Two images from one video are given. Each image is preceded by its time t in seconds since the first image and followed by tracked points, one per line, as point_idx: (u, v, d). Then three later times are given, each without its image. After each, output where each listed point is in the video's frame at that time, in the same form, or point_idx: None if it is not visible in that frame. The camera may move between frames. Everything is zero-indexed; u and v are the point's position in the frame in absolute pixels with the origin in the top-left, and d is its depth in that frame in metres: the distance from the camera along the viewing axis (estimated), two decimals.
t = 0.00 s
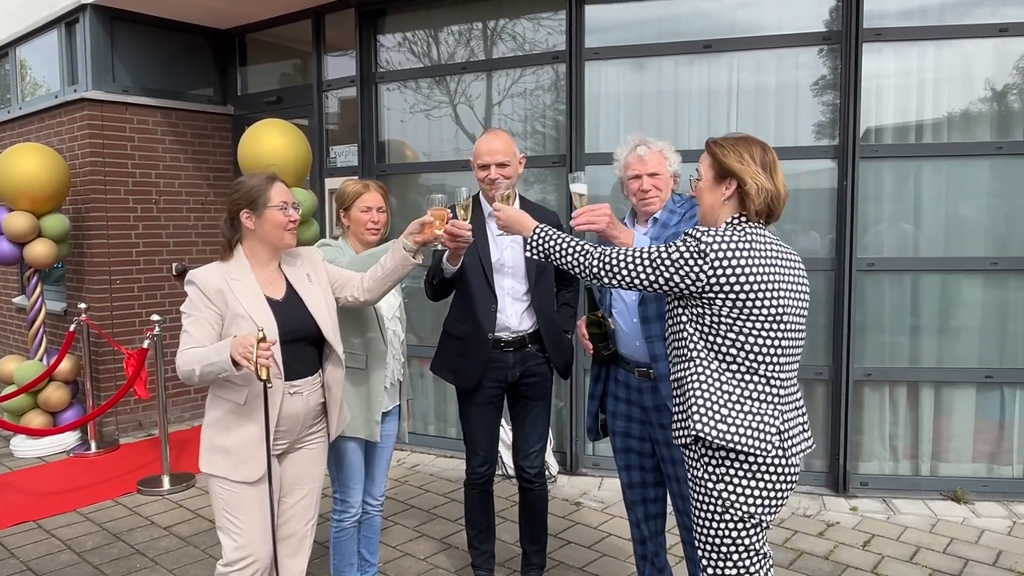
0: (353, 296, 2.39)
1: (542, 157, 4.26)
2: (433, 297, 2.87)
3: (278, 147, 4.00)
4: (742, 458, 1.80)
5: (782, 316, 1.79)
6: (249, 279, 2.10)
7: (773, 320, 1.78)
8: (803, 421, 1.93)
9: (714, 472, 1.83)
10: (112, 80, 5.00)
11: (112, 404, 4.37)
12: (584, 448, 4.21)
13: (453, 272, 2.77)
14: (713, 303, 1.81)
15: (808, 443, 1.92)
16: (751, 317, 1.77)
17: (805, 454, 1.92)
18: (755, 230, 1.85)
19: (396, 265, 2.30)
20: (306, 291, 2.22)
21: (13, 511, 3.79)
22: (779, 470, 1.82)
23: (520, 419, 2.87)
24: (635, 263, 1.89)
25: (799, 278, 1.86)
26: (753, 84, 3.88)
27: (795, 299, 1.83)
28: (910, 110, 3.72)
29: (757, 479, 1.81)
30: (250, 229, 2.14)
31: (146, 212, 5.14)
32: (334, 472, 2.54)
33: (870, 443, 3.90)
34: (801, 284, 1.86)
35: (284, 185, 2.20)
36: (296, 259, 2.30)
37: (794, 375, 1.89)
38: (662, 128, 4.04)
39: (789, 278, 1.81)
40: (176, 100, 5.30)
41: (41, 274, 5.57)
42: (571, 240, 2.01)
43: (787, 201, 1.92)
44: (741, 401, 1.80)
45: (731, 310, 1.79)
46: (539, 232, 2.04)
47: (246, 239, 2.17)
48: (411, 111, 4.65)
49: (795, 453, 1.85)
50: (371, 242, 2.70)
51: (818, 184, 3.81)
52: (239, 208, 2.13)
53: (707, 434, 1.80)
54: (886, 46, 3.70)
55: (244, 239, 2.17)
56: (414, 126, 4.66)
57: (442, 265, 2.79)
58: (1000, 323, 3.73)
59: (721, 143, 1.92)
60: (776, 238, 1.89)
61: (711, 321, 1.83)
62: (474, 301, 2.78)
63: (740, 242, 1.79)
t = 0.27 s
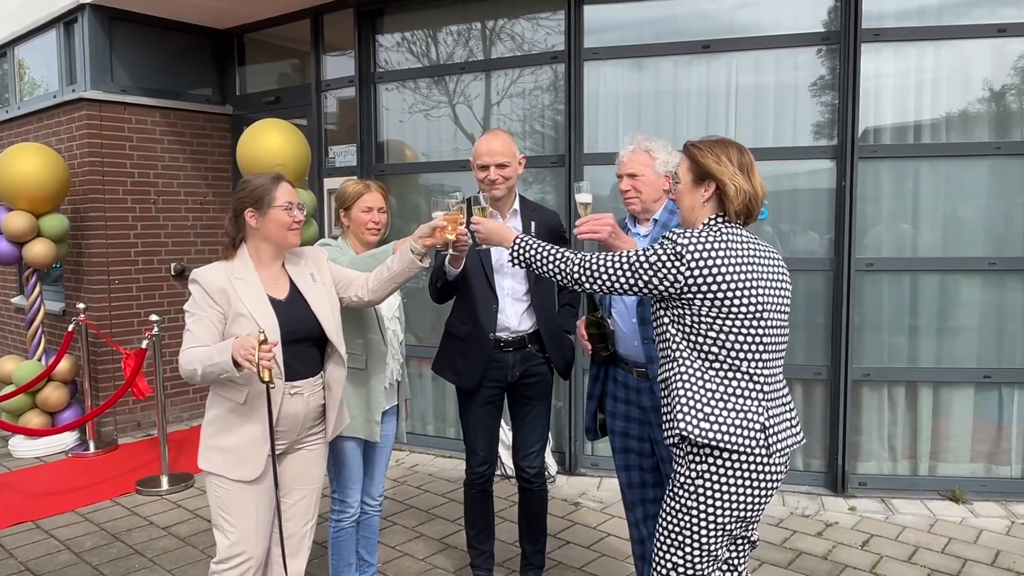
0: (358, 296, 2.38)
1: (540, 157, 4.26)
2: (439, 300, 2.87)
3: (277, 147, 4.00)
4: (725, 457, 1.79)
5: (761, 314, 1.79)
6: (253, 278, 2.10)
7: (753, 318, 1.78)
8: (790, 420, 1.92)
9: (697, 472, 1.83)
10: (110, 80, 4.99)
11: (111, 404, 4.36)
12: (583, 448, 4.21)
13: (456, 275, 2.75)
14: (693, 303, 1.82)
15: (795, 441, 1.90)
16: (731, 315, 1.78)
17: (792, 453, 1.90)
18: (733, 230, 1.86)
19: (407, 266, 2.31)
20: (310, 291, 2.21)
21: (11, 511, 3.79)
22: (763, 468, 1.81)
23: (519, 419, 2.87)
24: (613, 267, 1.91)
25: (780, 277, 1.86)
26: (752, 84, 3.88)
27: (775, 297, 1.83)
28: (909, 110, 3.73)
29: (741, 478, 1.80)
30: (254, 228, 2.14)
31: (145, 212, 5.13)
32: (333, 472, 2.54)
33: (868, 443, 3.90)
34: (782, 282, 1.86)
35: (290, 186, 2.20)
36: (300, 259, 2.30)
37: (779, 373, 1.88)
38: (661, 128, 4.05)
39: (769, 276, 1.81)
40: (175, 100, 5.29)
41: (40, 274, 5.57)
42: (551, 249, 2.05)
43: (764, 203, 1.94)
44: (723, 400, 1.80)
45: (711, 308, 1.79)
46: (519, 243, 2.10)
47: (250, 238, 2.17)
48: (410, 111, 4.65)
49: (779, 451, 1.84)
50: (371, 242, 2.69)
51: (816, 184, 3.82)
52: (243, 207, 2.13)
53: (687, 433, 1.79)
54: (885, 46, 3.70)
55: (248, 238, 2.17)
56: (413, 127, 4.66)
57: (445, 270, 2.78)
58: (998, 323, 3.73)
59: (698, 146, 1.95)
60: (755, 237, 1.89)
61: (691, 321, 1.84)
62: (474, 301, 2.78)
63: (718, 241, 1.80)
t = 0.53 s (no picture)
0: (358, 297, 2.38)
1: (539, 157, 4.26)
2: (443, 298, 2.86)
3: (277, 147, 3.99)
4: (690, 463, 1.83)
5: (735, 322, 1.81)
6: (254, 278, 2.10)
7: (725, 325, 1.80)
8: (760, 426, 1.95)
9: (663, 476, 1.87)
10: (109, 80, 4.99)
11: (109, 404, 4.35)
12: (582, 448, 4.21)
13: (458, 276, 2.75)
14: (668, 308, 1.84)
15: (764, 448, 1.93)
16: (704, 322, 1.80)
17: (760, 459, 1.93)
18: (712, 234, 1.87)
19: (407, 268, 2.30)
20: (311, 293, 2.21)
21: (9, 511, 3.78)
22: (728, 474, 1.85)
23: (519, 419, 2.87)
24: (591, 271, 1.93)
25: (757, 283, 1.87)
26: (750, 84, 3.88)
27: (751, 304, 1.84)
28: (908, 110, 3.73)
29: (705, 483, 1.84)
30: (256, 228, 2.14)
31: (143, 212, 5.13)
32: (332, 472, 2.54)
33: (867, 443, 3.90)
34: (759, 289, 1.88)
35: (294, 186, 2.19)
36: (301, 260, 2.30)
37: (751, 379, 1.90)
38: (660, 128, 4.05)
39: (746, 283, 1.82)
40: (173, 100, 5.29)
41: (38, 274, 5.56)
42: (531, 252, 2.08)
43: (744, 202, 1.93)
44: (692, 406, 1.83)
45: (685, 314, 1.81)
46: (501, 245, 2.12)
47: (251, 237, 2.17)
48: (408, 111, 4.65)
49: (746, 458, 1.87)
50: (371, 242, 2.69)
51: (814, 184, 3.82)
52: (246, 206, 2.12)
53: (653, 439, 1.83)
54: (884, 46, 3.70)
55: (250, 237, 2.17)
56: (412, 127, 4.66)
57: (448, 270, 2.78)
58: (996, 323, 3.74)
59: (675, 147, 1.95)
60: (732, 239, 1.90)
61: (665, 327, 1.86)
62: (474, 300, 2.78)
63: (695, 247, 1.82)
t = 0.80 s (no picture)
0: (357, 296, 2.37)
1: (538, 157, 4.26)
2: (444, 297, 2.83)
3: (275, 147, 3.98)
4: (662, 463, 1.86)
5: (717, 324, 1.82)
6: (253, 277, 2.10)
7: (706, 328, 1.81)
8: (736, 429, 1.97)
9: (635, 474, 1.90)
10: (107, 79, 4.98)
11: (107, 404, 4.34)
12: (580, 448, 4.21)
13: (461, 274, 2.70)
14: (650, 309, 1.85)
15: (738, 450, 1.96)
16: (685, 323, 1.81)
17: (734, 460, 1.96)
18: (699, 234, 1.87)
19: (406, 266, 2.30)
20: (310, 292, 2.21)
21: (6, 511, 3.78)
22: (702, 476, 1.87)
23: (518, 419, 2.87)
24: (577, 268, 1.93)
25: (741, 286, 1.88)
26: (749, 84, 3.89)
27: (733, 308, 1.86)
28: (906, 110, 3.73)
29: (678, 484, 1.87)
30: (254, 227, 2.13)
31: (141, 211, 5.12)
32: (331, 472, 2.53)
33: (865, 443, 3.90)
34: (742, 292, 1.89)
35: (294, 186, 2.19)
36: (300, 259, 2.29)
37: (728, 382, 1.92)
38: (658, 128, 4.05)
39: (729, 286, 1.83)
40: (172, 100, 5.28)
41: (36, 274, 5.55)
42: (522, 243, 2.09)
43: (732, 201, 1.93)
44: (668, 407, 1.85)
45: (667, 315, 1.82)
46: (498, 234, 2.13)
47: (250, 236, 2.17)
48: (407, 111, 4.65)
49: (719, 460, 1.90)
50: (370, 242, 2.69)
51: (813, 184, 3.82)
52: (245, 205, 2.12)
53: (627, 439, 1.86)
54: (882, 46, 3.70)
55: (248, 236, 2.17)
56: (410, 126, 4.65)
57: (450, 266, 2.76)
58: (994, 322, 3.74)
59: (663, 146, 1.95)
60: (720, 239, 1.90)
61: (646, 327, 1.88)
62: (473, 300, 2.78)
63: (680, 248, 1.82)
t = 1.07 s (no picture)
0: (358, 295, 2.37)
1: (537, 157, 4.26)
2: (444, 292, 2.82)
3: (275, 147, 3.98)
4: (656, 463, 1.86)
5: (714, 325, 1.82)
6: (252, 276, 2.09)
7: (702, 330, 1.82)
8: (732, 431, 1.97)
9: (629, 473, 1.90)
10: (105, 79, 4.97)
11: (105, 404, 4.33)
12: (579, 448, 4.21)
13: (462, 268, 2.67)
14: (647, 309, 1.85)
15: (733, 452, 1.96)
16: (683, 324, 1.81)
17: (729, 462, 1.96)
18: (698, 234, 1.87)
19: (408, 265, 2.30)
20: (309, 291, 2.21)
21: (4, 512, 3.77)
22: (696, 477, 1.87)
23: (517, 419, 2.87)
24: (575, 267, 1.93)
25: (739, 288, 1.88)
26: (749, 84, 3.89)
27: (731, 310, 1.85)
28: (905, 110, 3.73)
29: (671, 485, 1.87)
30: (254, 226, 2.13)
31: (139, 211, 5.11)
32: (331, 472, 2.53)
33: (864, 443, 3.90)
34: (741, 294, 1.88)
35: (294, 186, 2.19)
36: (300, 259, 2.29)
37: (724, 384, 1.93)
38: (657, 128, 4.05)
39: (727, 288, 1.83)
40: (170, 99, 5.27)
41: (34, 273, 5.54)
42: (523, 237, 2.08)
43: (730, 203, 1.92)
44: (663, 408, 1.85)
45: (665, 315, 1.82)
46: (500, 227, 2.12)
47: (249, 236, 2.16)
48: (405, 110, 4.65)
49: (714, 461, 1.90)
50: (371, 242, 2.69)
51: (812, 184, 3.83)
52: (244, 205, 2.12)
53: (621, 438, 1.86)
54: (881, 47, 3.71)
55: (248, 236, 2.16)
56: (409, 126, 4.65)
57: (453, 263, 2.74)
58: (993, 322, 3.74)
59: (662, 147, 1.95)
60: (719, 240, 1.90)
61: (643, 327, 1.88)
62: (474, 299, 2.78)
63: (678, 248, 1.82)
